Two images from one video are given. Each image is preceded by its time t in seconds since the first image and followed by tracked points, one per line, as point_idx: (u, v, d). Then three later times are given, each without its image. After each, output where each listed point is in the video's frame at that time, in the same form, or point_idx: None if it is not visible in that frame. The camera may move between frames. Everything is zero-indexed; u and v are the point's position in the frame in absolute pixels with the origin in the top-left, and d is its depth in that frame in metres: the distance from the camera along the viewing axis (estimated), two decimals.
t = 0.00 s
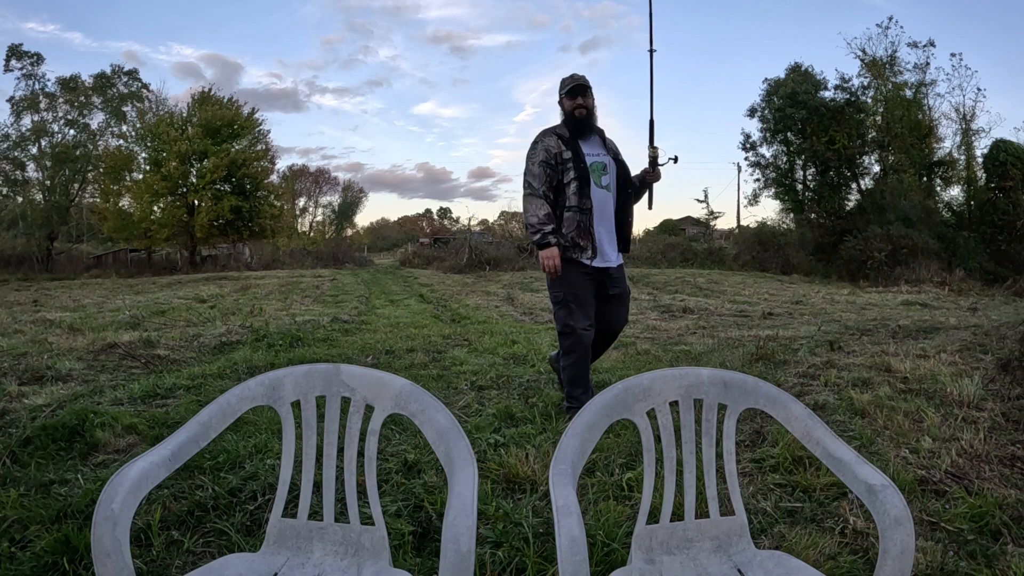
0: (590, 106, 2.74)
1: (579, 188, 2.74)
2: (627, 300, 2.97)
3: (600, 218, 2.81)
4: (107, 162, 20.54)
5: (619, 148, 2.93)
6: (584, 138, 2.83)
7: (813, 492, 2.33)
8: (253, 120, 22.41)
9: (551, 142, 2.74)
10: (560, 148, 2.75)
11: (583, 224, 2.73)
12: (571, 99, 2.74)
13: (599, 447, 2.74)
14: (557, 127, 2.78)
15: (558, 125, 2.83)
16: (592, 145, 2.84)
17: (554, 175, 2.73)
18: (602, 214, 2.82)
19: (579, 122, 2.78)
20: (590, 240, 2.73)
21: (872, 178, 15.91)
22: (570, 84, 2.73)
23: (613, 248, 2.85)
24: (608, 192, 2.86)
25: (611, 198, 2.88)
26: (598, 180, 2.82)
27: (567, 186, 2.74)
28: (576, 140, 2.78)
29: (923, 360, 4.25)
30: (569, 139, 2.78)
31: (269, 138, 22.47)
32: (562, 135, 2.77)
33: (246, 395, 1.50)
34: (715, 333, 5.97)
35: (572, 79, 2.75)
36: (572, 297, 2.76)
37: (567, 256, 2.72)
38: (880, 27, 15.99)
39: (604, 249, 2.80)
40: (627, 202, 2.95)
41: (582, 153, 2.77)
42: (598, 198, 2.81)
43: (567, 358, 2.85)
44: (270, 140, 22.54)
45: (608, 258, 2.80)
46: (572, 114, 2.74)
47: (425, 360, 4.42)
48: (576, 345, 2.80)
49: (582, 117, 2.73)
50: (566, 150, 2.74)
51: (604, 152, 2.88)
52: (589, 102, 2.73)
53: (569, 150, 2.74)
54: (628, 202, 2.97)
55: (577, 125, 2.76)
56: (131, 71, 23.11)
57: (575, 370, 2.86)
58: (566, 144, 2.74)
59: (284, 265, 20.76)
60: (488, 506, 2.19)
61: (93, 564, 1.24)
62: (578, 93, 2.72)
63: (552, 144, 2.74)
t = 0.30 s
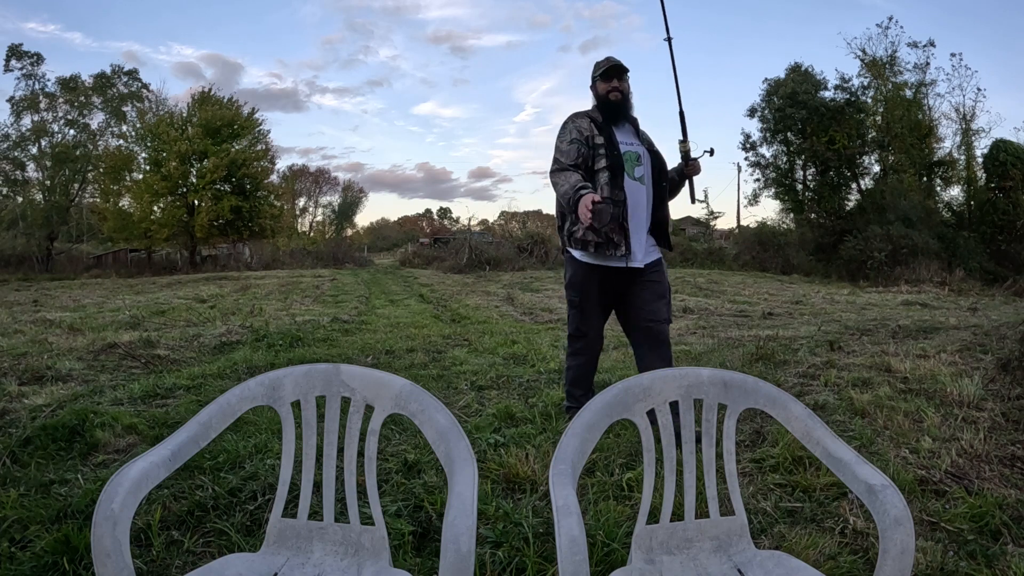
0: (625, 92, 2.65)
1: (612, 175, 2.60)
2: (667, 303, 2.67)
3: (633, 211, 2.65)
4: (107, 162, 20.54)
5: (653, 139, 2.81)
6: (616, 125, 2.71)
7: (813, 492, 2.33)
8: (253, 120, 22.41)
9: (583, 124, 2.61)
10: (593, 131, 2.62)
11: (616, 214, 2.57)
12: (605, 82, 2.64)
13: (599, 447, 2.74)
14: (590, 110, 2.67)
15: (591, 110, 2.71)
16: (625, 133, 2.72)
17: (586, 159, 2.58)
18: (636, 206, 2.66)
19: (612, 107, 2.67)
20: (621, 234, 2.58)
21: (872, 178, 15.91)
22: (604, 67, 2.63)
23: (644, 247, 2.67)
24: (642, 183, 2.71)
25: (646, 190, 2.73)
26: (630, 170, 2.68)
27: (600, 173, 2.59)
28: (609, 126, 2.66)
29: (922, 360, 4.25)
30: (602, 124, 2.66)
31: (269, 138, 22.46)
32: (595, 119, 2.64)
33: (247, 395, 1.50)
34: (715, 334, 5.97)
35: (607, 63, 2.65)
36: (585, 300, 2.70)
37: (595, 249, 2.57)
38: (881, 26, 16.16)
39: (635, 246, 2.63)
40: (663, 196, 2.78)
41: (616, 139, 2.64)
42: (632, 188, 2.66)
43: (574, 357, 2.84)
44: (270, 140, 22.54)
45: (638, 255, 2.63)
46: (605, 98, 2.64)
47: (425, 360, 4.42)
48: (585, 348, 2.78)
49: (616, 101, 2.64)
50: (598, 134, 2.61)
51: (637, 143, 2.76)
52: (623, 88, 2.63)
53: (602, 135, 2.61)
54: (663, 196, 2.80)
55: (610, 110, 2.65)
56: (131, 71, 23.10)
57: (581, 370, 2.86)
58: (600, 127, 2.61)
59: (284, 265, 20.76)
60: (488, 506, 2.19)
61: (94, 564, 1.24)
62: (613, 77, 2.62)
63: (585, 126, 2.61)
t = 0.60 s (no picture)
0: (672, 80, 2.37)
1: (664, 173, 2.31)
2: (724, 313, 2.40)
3: (689, 211, 2.35)
4: (107, 162, 20.54)
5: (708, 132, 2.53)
6: (666, 117, 2.43)
7: (813, 492, 2.33)
8: (253, 121, 22.41)
9: (628, 119, 2.34)
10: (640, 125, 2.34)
11: (670, 216, 2.28)
12: (650, 71, 2.38)
13: (599, 447, 2.74)
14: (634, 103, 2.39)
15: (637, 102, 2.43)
16: (676, 126, 2.43)
17: (633, 157, 2.32)
18: (692, 206, 2.36)
19: (661, 98, 2.38)
20: (677, 238, 2.27)
21: (872, 178, 15.91)
22: (648, 55, 2.38)
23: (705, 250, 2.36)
24: (699, 178, 2.40)
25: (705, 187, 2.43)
26: (686, 164, 2.36)
27: (649, 171, 2.31)
28: (658, 118, 2.38)
29: (922, 360, 4.25)
30: (650, 116, 2.37)
31: (269, 138, 22.46)
32: (642, 112, 2.36)
33: (246, 395, 1.50)
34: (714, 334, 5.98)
35: (651, 52, 2.40)
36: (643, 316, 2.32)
37: (647, 255, 2.27)
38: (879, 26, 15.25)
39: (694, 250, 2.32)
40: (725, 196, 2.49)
41: (667, 131, 2.35)
42: (687, 185, 2.35)
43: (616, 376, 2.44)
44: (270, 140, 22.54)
45: (700, 258, 2.31)
46: (651, 88, 2.37)
47: (425, 360, 4.42)
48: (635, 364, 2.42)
49: (663, 92, 2.35)
50: (645, 128, 2.33)
51: (691, 135, 2.46)
52: (671, 75, 2.36)
53: (650, 128, 2.33)
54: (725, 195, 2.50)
55: (656, 103, 2.38)
56: (131, 71, 23.08)
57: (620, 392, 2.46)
58: (647, 121, 2.33)
59: (285, 265, 20.76)
60: (488, 506, 2.19)
61: (93, 564, 1.23)
62: (658, 65, 2.36)
63: (630, 120, 2.34)
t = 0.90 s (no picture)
0: (720, 63, 2.15)
1: (708, 165, 2.07)
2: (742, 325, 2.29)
3: (738, 207, 2.14)
4: (107, 162, 20.54)
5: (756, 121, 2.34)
6: (712, 103, 2.20)
7: (814, 492, 2.33)
8: (253, 120, 22.41)
9: (667, 104, 2.10)
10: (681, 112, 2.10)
11: (717, 213, 2.06)
12: (695, 52, 2.16)
13: (599, 447, 2.74)
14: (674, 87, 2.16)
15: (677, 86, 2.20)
16: (721, 114, 2.21)
17: (671, 147, 2.08)
18: (740, 202, 2.15)
19: (706, 81, 2.15)
20: (726, 236, 2.06)
21: (872, 178, 15.91)
22: (693, 34, 2.15)
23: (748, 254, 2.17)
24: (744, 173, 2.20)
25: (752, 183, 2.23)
26: (732, 158, 2.16)
27: (690, 163, 2.09)
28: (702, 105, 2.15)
29: (922, 360, 4.25)
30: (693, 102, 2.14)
31: (269, 138, 22.46)
32: (683, 97, 2.13)
33: (246, 395, 1.49)
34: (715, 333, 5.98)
35: (697, 31, 2.17)
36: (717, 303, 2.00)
37: (693, 249, 2.03)
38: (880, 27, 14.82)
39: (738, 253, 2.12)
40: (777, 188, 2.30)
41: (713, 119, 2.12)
42: (734, 180, 2.14)
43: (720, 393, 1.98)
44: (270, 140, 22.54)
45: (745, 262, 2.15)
46: (696, 71, 2.15)
47: (425, 360, 4.42)
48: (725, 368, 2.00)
49: (709, 76, 2.14)
50: (686, 115, 2.09)
51: (737, 124, 2.24)
52: (718, 57, 2.14)
53: (693, 115, 2.09)
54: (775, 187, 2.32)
55: (700, 87, 2.15)
56: (131, 71, 23.07)
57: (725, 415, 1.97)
58: (689, 106, 2.10)
59: (285, 265, 20.76)
60: (488, 506, 2.19)
61: (94, 564, 1.23)
62: (705, 45, 2.14)
63: (669, 106, 2.09)
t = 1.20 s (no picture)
0: (778, 52, 1.92)
1: (770, 177, 1.85)
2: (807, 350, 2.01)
3: (802, 222, 1.93)
4: (107, 162, 20.54)
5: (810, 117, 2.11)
6: (767, 100, 1.97)
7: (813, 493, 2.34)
8: (253, 121, 22.41)
9: (722, 105, 1.85)
10: (738, 114, 1.85)
11: (779, 232, 1.85)
12: (749, 43, 1.90)
13: (599, 447, 2.74)
14: (726, 83, 1.91)
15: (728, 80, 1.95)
16: (778, 111, 1.97)
17: (728, 157, 1.84)
18: (804, 216, 1.94)
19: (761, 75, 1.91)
20: (788, 260, 1.86)
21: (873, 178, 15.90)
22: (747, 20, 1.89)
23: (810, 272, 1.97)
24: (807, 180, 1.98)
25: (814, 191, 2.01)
26: (795, 163, 1.93)
27: (749, 176, 1.86)
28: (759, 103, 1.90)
29: (922, 360, 4.25)
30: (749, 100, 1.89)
31: (269, 138, 22.45)
32: (739, 95, 1.88)
33: (246, 395, 1.49)
34: (715, 334, 5.98)
35: (751, 17, 1.90)
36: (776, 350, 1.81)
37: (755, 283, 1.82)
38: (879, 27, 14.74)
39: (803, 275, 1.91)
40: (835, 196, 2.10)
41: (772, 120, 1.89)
42: (798, 190, 1.92)
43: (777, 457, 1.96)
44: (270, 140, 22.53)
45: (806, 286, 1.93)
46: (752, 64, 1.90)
47: (425, 360, 4.42)
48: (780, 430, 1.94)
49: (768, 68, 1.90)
50: (744, 118, 1.85)
51: (795, 122, 2.02)
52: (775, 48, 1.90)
53: (751, 117, 1.84)
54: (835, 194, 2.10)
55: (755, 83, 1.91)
56: (131, 71, 23.07)
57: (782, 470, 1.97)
58: (746, 106, 1.85)
59: (285, 265, 20.76)
60: (488, 506, 2.19)
61: (93, 564, 1.23)
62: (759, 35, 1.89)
63: (724, 108, 1.84)
